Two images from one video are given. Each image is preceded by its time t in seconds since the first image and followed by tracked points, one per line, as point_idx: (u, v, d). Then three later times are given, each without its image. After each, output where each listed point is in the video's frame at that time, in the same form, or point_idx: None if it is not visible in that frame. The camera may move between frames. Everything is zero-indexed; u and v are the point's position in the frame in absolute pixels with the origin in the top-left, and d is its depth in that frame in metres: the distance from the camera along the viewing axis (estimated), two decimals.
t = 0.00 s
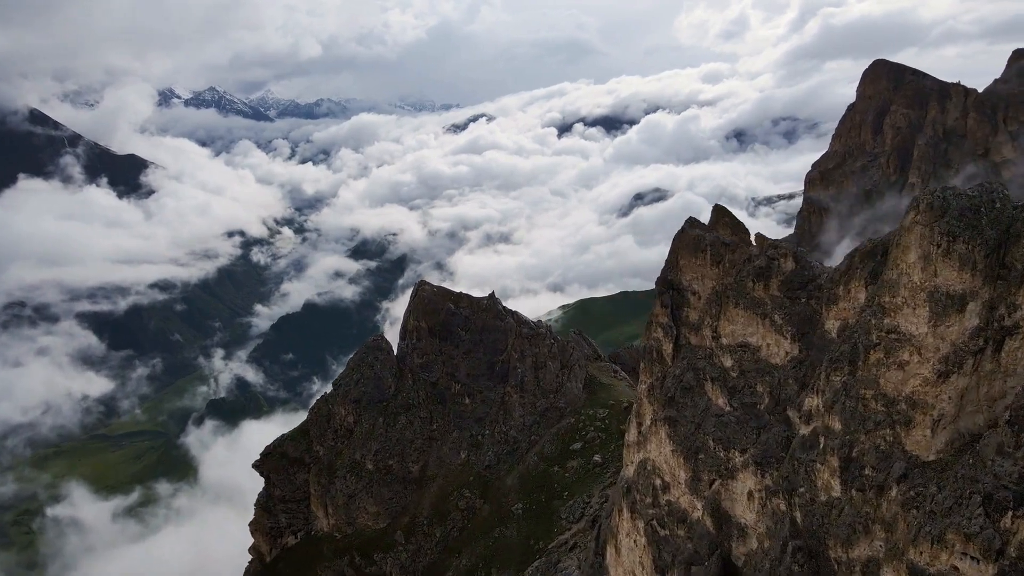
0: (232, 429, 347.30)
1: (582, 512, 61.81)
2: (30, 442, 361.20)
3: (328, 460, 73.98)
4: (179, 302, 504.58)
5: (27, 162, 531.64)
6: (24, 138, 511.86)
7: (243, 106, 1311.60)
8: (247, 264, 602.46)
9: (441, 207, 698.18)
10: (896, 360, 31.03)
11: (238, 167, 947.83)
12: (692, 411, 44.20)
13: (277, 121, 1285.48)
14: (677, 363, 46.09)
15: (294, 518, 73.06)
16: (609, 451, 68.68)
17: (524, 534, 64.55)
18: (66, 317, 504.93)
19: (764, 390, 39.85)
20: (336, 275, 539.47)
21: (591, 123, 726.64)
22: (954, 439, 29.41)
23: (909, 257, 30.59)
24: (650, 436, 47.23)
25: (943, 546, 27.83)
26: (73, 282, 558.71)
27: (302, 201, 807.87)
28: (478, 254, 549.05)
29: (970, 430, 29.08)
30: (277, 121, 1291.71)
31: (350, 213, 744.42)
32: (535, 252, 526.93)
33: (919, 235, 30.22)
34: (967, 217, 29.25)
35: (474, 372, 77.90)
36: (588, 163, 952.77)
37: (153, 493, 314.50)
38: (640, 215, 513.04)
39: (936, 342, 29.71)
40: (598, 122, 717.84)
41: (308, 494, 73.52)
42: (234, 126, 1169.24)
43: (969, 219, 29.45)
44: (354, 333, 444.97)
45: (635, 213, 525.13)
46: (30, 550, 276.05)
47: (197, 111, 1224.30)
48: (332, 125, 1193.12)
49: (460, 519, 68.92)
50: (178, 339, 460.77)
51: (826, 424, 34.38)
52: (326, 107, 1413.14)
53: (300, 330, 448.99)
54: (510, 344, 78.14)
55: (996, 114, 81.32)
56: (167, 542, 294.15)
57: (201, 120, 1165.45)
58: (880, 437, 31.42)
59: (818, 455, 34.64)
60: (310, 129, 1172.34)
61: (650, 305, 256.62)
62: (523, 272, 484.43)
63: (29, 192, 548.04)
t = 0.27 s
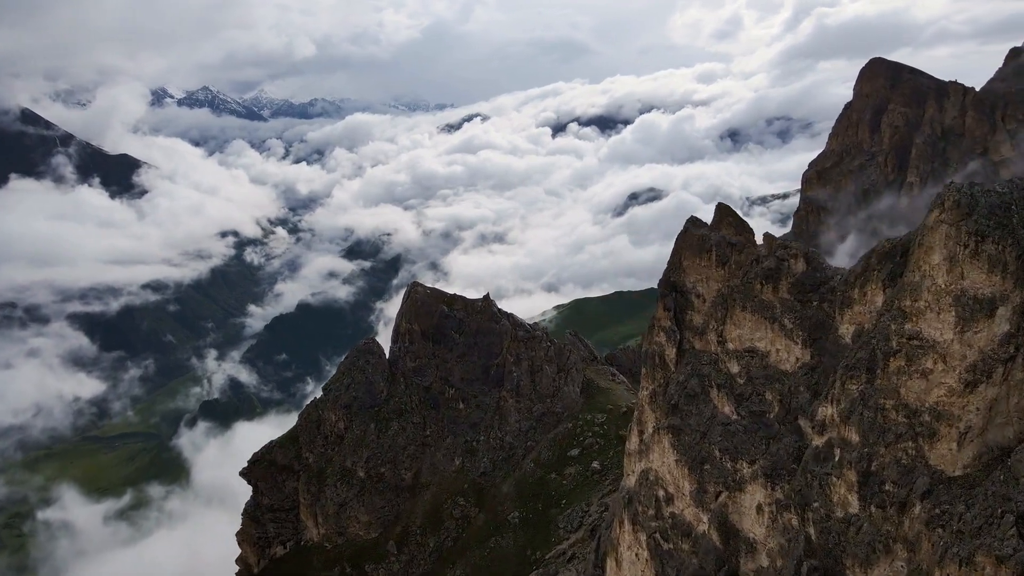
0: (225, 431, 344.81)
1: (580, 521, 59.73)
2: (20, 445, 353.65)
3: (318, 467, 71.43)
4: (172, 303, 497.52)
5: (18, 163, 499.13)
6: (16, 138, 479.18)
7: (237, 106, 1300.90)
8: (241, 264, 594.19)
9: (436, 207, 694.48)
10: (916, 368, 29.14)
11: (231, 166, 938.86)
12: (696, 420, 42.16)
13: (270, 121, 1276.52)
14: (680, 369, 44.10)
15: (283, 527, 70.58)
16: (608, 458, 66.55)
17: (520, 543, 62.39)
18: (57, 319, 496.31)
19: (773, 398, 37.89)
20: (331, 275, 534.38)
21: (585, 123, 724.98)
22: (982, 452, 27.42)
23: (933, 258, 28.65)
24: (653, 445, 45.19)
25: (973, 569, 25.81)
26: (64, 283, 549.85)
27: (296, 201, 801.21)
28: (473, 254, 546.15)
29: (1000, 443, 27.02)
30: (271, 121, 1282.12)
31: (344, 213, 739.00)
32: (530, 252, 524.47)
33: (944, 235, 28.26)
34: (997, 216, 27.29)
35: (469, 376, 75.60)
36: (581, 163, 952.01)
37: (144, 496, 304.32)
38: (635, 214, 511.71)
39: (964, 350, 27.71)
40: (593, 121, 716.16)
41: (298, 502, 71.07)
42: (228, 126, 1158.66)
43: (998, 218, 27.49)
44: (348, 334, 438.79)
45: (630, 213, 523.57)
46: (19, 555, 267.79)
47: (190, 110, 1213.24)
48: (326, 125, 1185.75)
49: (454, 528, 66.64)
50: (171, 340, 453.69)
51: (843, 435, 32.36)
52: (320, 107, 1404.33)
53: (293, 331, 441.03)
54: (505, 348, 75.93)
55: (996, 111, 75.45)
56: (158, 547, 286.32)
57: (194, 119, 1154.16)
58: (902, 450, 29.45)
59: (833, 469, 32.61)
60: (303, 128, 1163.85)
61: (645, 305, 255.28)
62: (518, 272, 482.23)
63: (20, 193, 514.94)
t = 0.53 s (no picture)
0: (219, 433, 338.64)
1: (579, 531, 57.70)
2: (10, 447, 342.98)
3: (309, 475, 68.88)
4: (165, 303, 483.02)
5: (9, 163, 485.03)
6: (7, 138, 464.47)
7: (229, 105, 1288.47)
8: (235, 265, 585.00)
9: (430, 207, 690.36)
10: (944, 378, 27.21)
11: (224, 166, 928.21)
12: (704, 429, 40.09)
13: (264, 121, 1266.09)
14: (686, 375, 42.06)
15: (272, 538, 68.14)
16: (609, 465, 64.57)
17: (518, 554, 60.26)
18: (49, 320, 483.54)
19: (785, 407, 35.94)
20: (325, 275, 529.65)
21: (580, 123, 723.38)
22: (1016, 468, 25.55)
23: (962, 260, 26.79)
24: (657, 455, 43.16)
25: None
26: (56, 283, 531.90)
27: (290, 201, 793.96)
28: (468, 254, 543.22)
29: None
30: (264, 121, 1270.94)
31: (338, 213, 733.14)
32: (524, 253, 521.99)
33: (974, 235, 26.35)
34: None
35: (464, 381, 73.39)
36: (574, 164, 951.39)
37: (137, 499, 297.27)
38: (630, 214, 510.22)
39: (997, 359, 25.82)
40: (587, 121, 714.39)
41: (288, 512, 68.61)
42: (221, 126, 1146.95)
43: None
44: (342, 335, 433.82)
45: (625, 212, 521.98)
46: (10, 559, 256.71)
47: (182, 110, 1199.73)
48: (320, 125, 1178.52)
49: (450, 538, 64.42)
50: (165, 341, 440.80)
51: (862, 448, 30.42)
52: (314, 107, 1395.66)
53: (289, 331, 433.57)
54: (502, 351, 73.76)
55: (994, 110, 77.54)
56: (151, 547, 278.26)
57: (186, 119, 1140.50)
58: (930, 466, 27.49)
59: (851, 484, 30.64)
60: (295, 128, 1155.01)
61: (640, 305, 254.10)
62: (513, 272, 479.99)
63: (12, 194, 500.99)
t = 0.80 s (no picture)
0: (213, 435, 331.02)
1: (579, 540, 55.87)
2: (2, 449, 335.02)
3: (301, 482, 66.79)
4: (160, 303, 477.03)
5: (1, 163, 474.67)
6: None
7: (224, 106, 1280.55)
8: (229, 265, 579.34)
9: (425, 207, 687.37)
10: (973, 386, 25.55)
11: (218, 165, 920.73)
12: (711, 438, 38.40)
13: (258, 121, 1259.38)
14: (692, 381, 40.42)
15: (263, 547, 66.17)
16: (609, 471, 62.76)
17: (516, 564, 58.41)
18: (42, 321, 474.26)
19: (798, 415, 34.26)
20: (321, 275, 525.70)
21: (575, 123, 722.55)
22: None
23: (993, 262, 25.19)
24: (661, 464, 41.43)
25: None
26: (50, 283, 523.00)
27: (286, 202, 788.70)
28: (463, 254, 541.03)
29: None
30: (258, 121, 1264.17)
31: (333, 213, 728.76)
32: (520, 253, 519.91)
33: (1004, 235, 24.77)
34: None
35: (461, 385, 71.55)
36: (568, 164, 951.74)
37: (130, 501, 288.47)
38: (625, 214, 509.02)
39: None
40: (583, 121, 713.54)
41: (279, 520, 66.62)
42: (216, 126, 1139.75)
43: None
44: (337, 335, 430.45)
45: (621, 212, 520.76)
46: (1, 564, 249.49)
47: (177, 110, 1191.52)
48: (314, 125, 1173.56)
49: (445, 546, 62.46)
50: (159, 342, 434.73)
51: (882, 461, 28.75)
52: (309, 107, 1389.39)
53: (284, 331, 429.69)
54: (499, 355, 71.94)
55: (994, 108, 75.94)
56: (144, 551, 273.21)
57: (180, 119, 1132.09)
58: (957, 481, 25.87)
59: (870, 499, 28.99)
60: (290, 128, 1148.84)
61: (636, 305, 252.53)
62: (508, 272, 478.29)
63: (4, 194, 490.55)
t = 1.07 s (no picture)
0: (205, 437, 326.42)
1: (579, 552, 53.87)
2: None
3: (291, 491, 64.51)
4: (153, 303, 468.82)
5: None
6: None
7: (218, 105, 1271.27)
8: (223, 266, 573.20)
9: (419, 207, 684.09)
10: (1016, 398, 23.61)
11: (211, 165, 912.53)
12: (721, 449, 36.39)
13: (252, 121, 1251.10)
14: (701, 390, 38.38)
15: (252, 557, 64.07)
16: (610, 479, 60.72)
17: None
18: (34, 322, 464.89)
19: (816, 427, 32.31)
20: (315, 275, 521.79)
21: (569, 122, 721.02)
22: None
23: None
24: (669, 476, 39.37)
25: None
26: (42, 284, 513.06)
27: (280, 201, 783.10)
28: (457, 254, 538.51)
29: None
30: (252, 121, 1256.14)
31: (327, 213, 724.10)
32: (514, 253, 517.88)
33: None
34: None
35: (456, 390, 69.38)
36: (562, 164, 951.30)
37: (122, 503, 282.92)
38: (620, 213, 507.62)
39: None
40: (577, 121, 712.37)
41: (269, 531, 64.34)
42: (209, 126, 1131.50)
43: None
44: (332, 336, 426.92)
45: (615, 212, 519.44)
46: None
47: (170, 109, 1180.73)
48: (308, 125, 1167.55)
49: (441, 557, 60.26)
50: (153, 342, 427.56)
51: (910, 478, 26.85)
52: (303, 107, 1383.11)
53: (279, 331, 425.73)
54: (496, 359, 69.85)
55: (993, 106, 74.20)
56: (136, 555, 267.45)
57: (174, 119, 1122.21)
58: (995, 500, 23.95)
59: (899, 521, 26.91)
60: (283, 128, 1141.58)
61: (631, 305, 251.27)
62: (502, 272, 476.53)
63: None
